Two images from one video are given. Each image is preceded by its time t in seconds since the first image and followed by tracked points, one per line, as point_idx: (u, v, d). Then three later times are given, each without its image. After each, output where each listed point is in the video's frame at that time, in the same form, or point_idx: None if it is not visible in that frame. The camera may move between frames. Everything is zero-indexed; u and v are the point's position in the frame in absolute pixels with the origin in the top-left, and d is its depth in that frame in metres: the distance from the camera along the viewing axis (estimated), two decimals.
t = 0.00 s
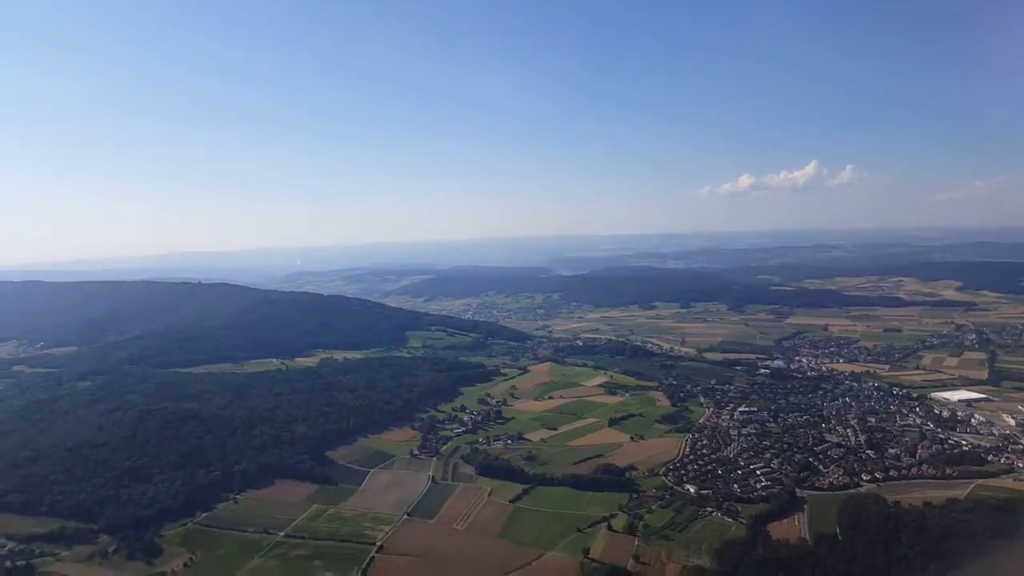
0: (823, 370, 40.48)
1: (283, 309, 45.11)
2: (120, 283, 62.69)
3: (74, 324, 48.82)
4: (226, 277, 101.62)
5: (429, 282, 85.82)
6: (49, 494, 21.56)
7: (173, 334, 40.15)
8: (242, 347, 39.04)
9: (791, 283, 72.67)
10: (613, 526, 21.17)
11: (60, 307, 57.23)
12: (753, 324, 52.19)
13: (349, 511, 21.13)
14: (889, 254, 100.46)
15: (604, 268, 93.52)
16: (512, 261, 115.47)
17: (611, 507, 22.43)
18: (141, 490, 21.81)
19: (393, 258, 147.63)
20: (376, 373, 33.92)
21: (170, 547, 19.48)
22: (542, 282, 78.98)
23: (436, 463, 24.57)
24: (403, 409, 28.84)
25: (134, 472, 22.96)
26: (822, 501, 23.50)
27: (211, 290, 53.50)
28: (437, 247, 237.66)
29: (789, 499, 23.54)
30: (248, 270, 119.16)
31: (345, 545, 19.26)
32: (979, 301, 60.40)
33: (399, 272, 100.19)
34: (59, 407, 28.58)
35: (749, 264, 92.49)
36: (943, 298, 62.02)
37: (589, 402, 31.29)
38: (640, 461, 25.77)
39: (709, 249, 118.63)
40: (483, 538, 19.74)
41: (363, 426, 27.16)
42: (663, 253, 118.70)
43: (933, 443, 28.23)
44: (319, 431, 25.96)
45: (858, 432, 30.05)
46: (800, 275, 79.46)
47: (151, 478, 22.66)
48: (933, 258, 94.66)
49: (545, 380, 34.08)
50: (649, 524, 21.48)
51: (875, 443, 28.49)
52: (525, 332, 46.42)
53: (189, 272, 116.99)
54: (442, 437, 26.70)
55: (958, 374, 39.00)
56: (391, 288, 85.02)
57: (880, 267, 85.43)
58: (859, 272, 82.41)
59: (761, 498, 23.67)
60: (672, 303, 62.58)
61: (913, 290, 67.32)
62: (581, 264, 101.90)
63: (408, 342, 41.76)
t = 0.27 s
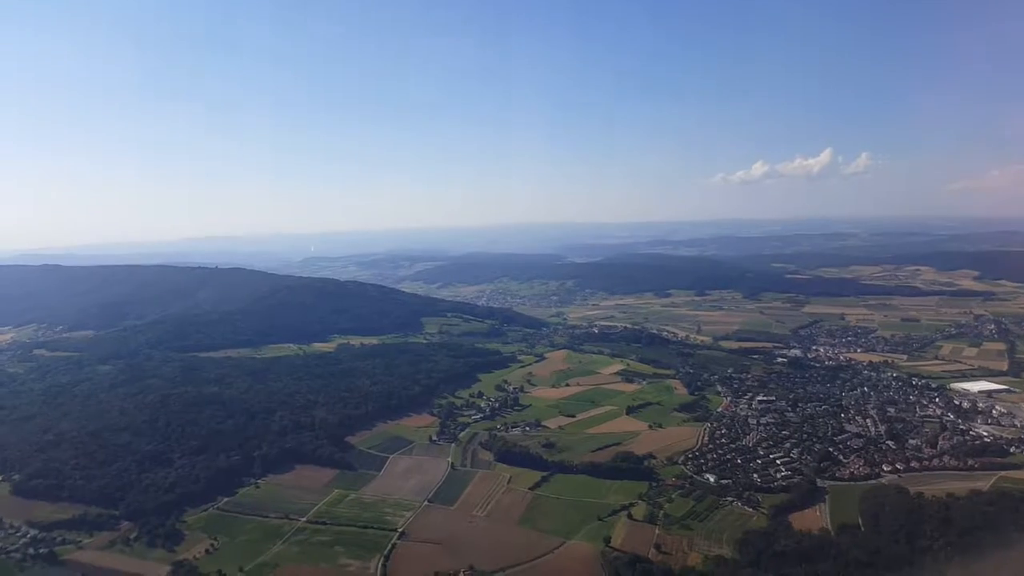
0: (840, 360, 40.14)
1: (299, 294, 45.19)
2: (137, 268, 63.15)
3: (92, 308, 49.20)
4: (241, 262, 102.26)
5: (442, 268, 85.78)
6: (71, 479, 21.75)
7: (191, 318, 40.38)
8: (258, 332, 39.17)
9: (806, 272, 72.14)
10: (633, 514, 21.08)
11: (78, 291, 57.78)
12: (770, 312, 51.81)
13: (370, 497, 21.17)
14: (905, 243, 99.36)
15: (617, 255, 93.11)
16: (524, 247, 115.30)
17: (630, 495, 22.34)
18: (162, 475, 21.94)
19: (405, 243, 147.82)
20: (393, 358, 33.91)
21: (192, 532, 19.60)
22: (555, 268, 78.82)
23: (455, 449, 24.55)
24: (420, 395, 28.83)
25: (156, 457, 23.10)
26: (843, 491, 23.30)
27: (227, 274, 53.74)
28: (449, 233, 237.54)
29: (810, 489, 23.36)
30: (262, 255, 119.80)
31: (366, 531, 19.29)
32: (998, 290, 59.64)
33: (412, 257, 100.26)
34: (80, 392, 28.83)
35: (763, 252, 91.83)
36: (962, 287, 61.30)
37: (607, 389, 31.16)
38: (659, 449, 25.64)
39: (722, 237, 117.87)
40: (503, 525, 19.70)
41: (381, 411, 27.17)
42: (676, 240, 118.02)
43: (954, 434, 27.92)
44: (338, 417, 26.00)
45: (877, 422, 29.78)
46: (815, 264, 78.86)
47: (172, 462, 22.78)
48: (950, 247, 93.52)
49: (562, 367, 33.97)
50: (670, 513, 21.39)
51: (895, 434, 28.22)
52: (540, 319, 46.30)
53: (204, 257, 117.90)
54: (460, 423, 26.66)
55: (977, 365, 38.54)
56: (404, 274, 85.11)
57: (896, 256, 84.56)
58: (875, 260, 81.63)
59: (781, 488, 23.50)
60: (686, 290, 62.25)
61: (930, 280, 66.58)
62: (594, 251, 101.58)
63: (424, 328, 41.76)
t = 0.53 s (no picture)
0: (858, 359, 39.88)
1: (315, 290, 45.41)
2: (154, 262, 63.73)
3: (111, 303, 49.75)
4: (255, 258, 102.98)
5: (456, 264, 85.97)
6: (95, 474, 22.07)
7: (209, 313, 40.72)
8: (276, 327, 39.42)
9: (821, 271, 71.67)
10: (653, 513, 21.03)
11: (97, 285, 58.41)
12: (786, 312, 51.56)
13: (391, 492, 21.27)
14: (921, 242, 98.48)
15: (630, 252, 92.96)
16: (537, 244, 115.39)
17: (650, 494, 22.31)
18: (185, 469, 22.15)
19: (418, 240, 148.29)
20: (410, 354, 34.01)
21: (214, 526, 19.78)
22: (569, 266, 78.81)
23: (474, 445, 24.60)
24: (438, 391, 28.90)
25: (179, 451, 23.33)
26: (864, 492, 23.16)
27: (243, 269, 54.11)
28: (460, 229, 237.81)
29: (830, 489, 23.25)
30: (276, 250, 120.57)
31: (387, 526, 19.37)
32: (1017, 291, 59.00)
33: (425, 254, 100.53)
34: (102, 386, 29.18)
35: (777, 251, 91.36)
36: (980, 288, 60.69)
37: (624, 386, 31.12)
38: (678, 448, 25.57)
39: (736, 235, 117.43)
40: (524, 522, 19.72)
41: (400, 407, 27.27)
42: (689, 238, 117.67)
43: (976, 436, 27.66)
44: (357, 412, 26.12)
45: (897, 423, 29.57)
46: (830, 263, 78.33)
47: (195, 457, 22.99)
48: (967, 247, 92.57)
49: (578, 364, 33.94)
50: (690, 512, 21.33)
51: (915, 435, 28.00)
52: (555, 316, 46.31)
53: (219, 253, 118.76)
54: (478, 420, 26.71)
55: (997, 366, 38.16)
56: (418, 270, 85.34)
57: (912, 255, 83.85)
58: (891, 260, 80.97)
59: (801, 488, 23.40)
60: (701, 289, 62.07)
61: (947, 280, 65.97)
62: (607, 249, 101.46)
63: (440, 325, 41.88)
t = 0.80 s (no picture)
0: (876, 364, 39.56)
1: (332, 290, 45.60)
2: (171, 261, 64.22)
3: (129, 301, 50.18)
4: (270, 258, 103.54)
5: (469, 265, 86.05)
6: (117, 472, 22.26)
7: (226, 312, 40.98)
8: (293, 327, 39.61)
9: (837, 274, 71.16)
10: (673, 517, 20.93)
11: (114, 283, 58.94)
12: (802, 314, 51.24)
13: (411, 492, 21.30)
14: (938, 245, 97.56)
15: (643, 254, 92.70)
16: (549, 245, 115.31)
17: (670, 497, 22.21)
18: (206, 467, 22.30)
19: (430, 240, 148.54)
20: (427, 354, 34.07)
21: (236, 525, 19.89)
22: (582, 267, 78.70)
23: (493, 446, 24.59)
24: (456, 392, 28.91)
25: (200, 449, 23.48)
26: (886, 497, 22.93)
27: (259, 268, 54.41)
28: (472, 230, 238.02)
29: (851, 494, 23.05)
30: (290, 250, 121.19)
31: (409, 526, 19.39)
32: None
33: (438, 254, 100.70)
34: (123, 383, 29.43)
35: (792, 254, 90.80)
36: (998, 292, 60.03)
37: (641, 388, 31.01)
38: (698, 450, 25.46)
39: (750, 237, 116.88)
40: (545, 524, 19.68)
41: (418, 407, 27.31)
42: (701, 240, 117.27)
43: (998, 442, 27.33)
44: (376, 412, 26.19)
45: (918, 428, 29.28)
46: (845, 265, 77.77)
47: (216, 455, 23.13)
48: (984, 251, 91.63)
49: (595, 365, 33.85)
50: (710, 516, 21.21)
51: (936, 440, 27.71)
52: (571, 317, 46.26)
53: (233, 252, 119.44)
54: (496, 421, 26.69)
55: (1017, 371, 37.72)
56: (431, 270, 85.48)
57: (929, 259, 83.08)
58: (908, 263, 80.28)
59: (822, 492, 23.22)
60: (716, 291, 61.83)
61: (965, 284, 65.33)
62: (620, 250, 101.26)
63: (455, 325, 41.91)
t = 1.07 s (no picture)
0: (893, 366, 39.29)
1: (347, 290, 45.82)
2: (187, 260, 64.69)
3: (146, 300, 50.63)
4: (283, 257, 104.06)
5: (481, 265, 86.16)
6: (139, 469, 22.49)
7: (244, 312, 41.28)
8: (310, 327, 39.85)
9: (852, 276, 70.71)
10: (693, 518, 20.89)
11: (131, 282, 59.45)
12: (817, 316, 50.98)
13: (432, 491, 21.40)
14: (953, 247, 96.69)
15: (656, 255, 92.47)
16: (561, 246, 115.23)
17: (690, 498, 22.16)
18: (228, 465, 22.49)
19: (441, 240, 148.76)
20: (444, 353, 34.16)
21: (259, 523, 20.06)
22: (595, 267, 78.62)
23: (511, 446, 24.63)
24: (474, 391, 29.00)
25: (222, 447, 23.67)
26: (907, 500, 22.75)
27: (275, 268, 54.73)
28: (482, 230, 238.21)
29: (872, 497, 22.89)
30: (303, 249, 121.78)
31: (430, 526, 19.47)
32: None
33: (451, 254, 100.86)
34: (144, 381, 29.73)
35: (805, 255, 90.29)
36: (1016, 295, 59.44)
37: (658, 389, 30.96)
38: (716, 452, 25.40)
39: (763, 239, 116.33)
40: (566, 525, 19.69)
41: (437, 406, 27.43)
42: (714, 240, 116.78)
43: (1019, 445, 27.04)
44: (395, 412, 26.29)
45: (937, 431, 29.05)
46: (860, 267, 77.24)
47: (237, 453, 23.32)
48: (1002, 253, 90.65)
49: (611, 366, 33.82)
50: (731, 518, 21.14)
51: (957, 443, 27.46)
52: (585, 318, 46.26)
53: (247, 251, 120.16)
54: (514, 421, 26.73)
55: None
56: (444, 270, 85.66)
57: (945, 261, 82.35)
58: (923, 265, 79.60)
59: (842, 495, 23.10)
60: (730, 292, 61.63)
61: (982, 286, 64.73)
62: (633, 251, 101.05)
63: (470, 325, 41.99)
